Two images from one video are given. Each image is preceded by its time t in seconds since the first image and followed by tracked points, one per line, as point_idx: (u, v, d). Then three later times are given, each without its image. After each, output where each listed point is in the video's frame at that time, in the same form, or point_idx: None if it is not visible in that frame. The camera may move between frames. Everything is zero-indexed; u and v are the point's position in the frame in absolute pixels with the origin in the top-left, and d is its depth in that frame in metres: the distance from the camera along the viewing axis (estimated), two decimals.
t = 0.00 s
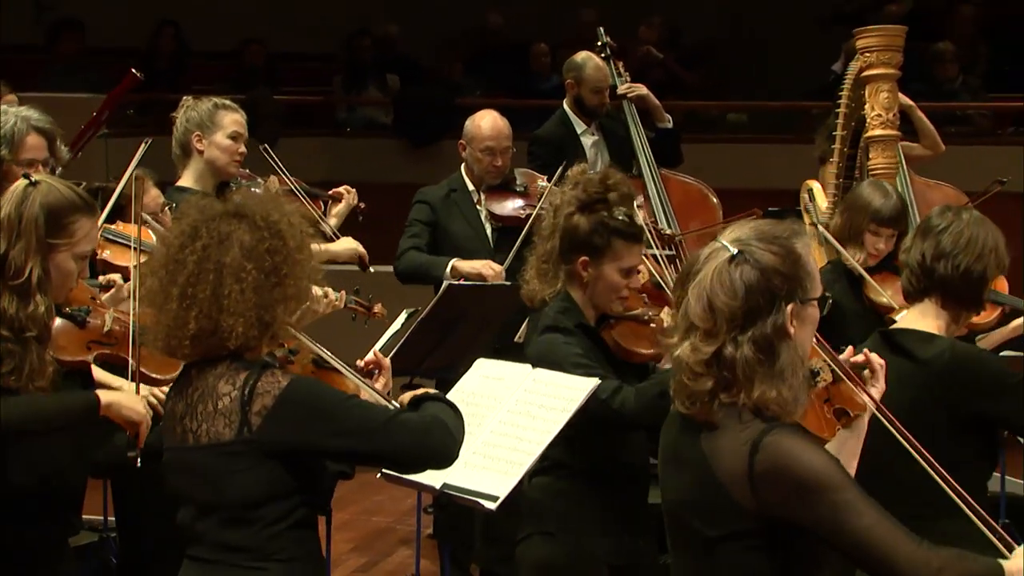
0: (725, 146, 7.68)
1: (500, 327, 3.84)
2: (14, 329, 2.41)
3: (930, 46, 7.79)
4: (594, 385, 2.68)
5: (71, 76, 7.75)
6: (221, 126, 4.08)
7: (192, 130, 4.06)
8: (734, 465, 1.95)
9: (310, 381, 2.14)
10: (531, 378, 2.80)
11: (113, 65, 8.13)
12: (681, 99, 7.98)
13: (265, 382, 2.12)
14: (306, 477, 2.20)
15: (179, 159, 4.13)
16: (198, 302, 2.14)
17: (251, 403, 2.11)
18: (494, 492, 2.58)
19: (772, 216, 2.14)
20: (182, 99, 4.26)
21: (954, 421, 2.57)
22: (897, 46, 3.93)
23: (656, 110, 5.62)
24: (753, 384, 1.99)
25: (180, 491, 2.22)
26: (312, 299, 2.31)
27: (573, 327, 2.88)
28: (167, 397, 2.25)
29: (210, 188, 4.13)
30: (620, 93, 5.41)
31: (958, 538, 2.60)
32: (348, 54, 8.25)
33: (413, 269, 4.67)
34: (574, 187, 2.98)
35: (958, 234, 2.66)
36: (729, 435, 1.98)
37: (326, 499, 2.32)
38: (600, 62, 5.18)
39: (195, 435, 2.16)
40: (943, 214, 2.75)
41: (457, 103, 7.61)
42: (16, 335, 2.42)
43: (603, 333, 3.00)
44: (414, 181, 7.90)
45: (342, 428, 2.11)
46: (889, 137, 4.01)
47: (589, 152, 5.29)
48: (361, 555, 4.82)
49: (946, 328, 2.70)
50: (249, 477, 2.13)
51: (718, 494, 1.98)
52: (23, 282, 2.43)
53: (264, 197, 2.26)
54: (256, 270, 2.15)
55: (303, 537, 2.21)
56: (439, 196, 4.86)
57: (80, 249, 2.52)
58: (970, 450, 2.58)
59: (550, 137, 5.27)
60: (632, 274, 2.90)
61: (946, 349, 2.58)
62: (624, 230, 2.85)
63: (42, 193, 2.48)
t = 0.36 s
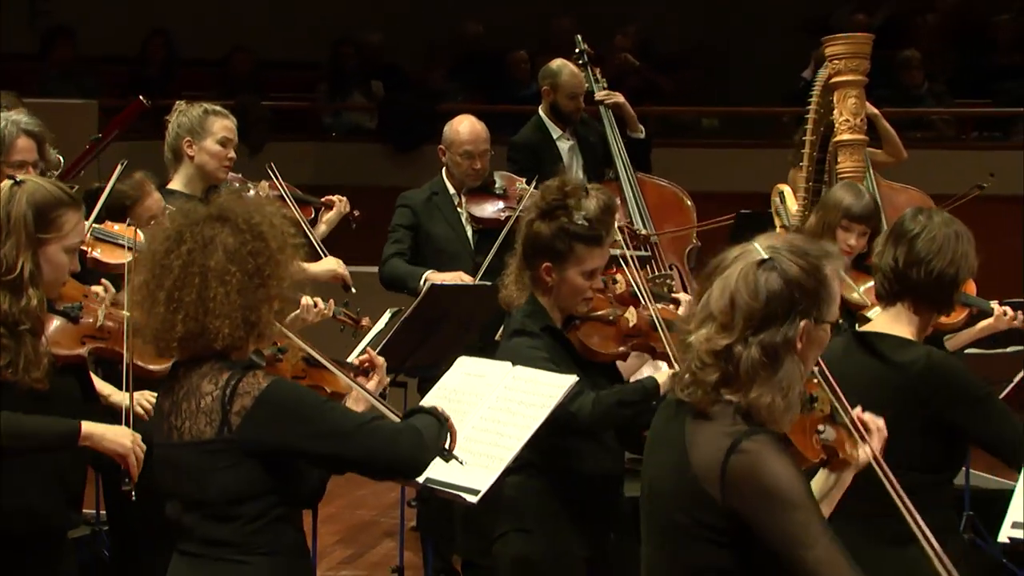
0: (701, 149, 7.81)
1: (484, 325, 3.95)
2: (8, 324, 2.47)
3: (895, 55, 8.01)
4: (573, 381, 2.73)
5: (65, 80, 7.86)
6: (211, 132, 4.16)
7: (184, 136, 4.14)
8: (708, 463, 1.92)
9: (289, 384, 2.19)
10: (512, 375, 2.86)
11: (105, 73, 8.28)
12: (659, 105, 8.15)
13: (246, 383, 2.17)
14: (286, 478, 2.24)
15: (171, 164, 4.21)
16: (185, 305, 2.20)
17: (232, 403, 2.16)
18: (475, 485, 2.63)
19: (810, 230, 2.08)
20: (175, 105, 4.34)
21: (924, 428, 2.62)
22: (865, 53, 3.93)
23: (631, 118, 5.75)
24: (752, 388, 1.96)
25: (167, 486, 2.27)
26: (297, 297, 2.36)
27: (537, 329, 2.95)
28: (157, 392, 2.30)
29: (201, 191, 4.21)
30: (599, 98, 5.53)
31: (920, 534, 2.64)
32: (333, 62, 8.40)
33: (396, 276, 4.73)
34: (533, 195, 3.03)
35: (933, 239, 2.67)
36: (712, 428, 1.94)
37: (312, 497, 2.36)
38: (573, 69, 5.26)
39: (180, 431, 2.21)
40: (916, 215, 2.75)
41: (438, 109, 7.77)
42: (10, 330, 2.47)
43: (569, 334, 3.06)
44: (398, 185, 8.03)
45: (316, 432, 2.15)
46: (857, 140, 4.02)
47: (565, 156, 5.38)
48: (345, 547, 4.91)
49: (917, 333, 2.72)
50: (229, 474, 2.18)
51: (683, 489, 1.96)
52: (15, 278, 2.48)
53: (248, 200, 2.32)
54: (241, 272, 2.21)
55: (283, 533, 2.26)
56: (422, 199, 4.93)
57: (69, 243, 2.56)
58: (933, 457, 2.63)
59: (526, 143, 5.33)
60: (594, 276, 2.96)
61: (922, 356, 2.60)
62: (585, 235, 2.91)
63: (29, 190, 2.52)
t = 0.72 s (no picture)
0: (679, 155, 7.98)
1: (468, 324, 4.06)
2: (4, 323, 2.53)
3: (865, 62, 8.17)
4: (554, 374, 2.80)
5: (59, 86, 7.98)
6: (195, 136, 4.24)
7: (169, 141, 4.21)
8: (685, 455, 1.99)
9: (272, 384, 2.26)
10: (494, 372, 2.92)
11: (99, 79, 8.42)
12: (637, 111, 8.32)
13: (231, 383, 2.23)
14: (267, 477, 2.31)
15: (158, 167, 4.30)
16: (174, 308, 2.25)
17: (216, 402, 2.22)
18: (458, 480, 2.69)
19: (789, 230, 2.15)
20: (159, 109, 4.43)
21: (889, 431, 2.59)
22: (833, 60, 4.04)
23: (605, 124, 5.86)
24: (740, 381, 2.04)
25: (158, 481, 2.34)
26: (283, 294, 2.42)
27: (514, 333, 3.05)
28: (150, 391, 2.36)
29: (188, 194, 4.30)
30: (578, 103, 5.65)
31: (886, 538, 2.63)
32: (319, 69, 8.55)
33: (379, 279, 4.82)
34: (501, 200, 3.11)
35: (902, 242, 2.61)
36: (688, 420, 2.01)
37: (299, 491, 2.44)
38: (543, 73, 5.37)
39: (168, 428, 2.28)
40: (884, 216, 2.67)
41: (420, 114, 7.90)
42: (6, 328, 2.54)
43: (542, 332, 3.15)
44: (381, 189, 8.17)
45: (298, 433, 2.22)
46: (828, 145, 4.08)
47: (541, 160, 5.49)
48: (333, 539, 5.02)
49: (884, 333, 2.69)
50: (214, 470, 2.25)
51: (660, 479, 2.04)
52: (8, 277, 2.53)
53: (233, 202, 2.37)
54: (227, 274, 2.27)
55: (267, 526, 2.33)
56: (405, 202, 5.03)
57: (58, 238, 2.63)
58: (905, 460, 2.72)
59: (503, 146, 5.47)
60: (565, 276, 3.06)
61: (892, 359, 2.58)
62: (553, 239, 3.01)
63: (14, 191, 2.57)
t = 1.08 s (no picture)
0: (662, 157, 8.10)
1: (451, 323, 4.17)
2: None
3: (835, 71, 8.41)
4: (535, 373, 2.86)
5: (55, 91, 8.11)
6: (182, 140, 4.31)
7: (156, 146, 4.30)
8: (642, 448, 2.07)
9: (258, 385, 2.31)
10: (475, 370, 2.99)
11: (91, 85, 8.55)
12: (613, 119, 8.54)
13: (217, 383, 2.28)
14: (252, 474, 2.36)
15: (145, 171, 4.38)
16: (163, 309, 2.31)
17: (203, 400, 2.27)
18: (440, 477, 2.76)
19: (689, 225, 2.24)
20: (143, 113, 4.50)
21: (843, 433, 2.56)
22: (808, 65, 3.77)
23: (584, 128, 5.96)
24: (660, 370, 2.09)
25: (150, 476, 2.39)
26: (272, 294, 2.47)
27: (496, 332, 3.14)
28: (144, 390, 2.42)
29: (175, 196, 4.38)
30: (557, 108, 5.71)
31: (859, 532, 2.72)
32: (306, 77, 8.72)
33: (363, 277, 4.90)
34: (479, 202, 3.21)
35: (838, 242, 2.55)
36: (644, 414, 2.09)
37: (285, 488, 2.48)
38: (519, 76, 5.49)
39: (156, 425, 2.33)
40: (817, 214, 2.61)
41: (405, 121, 8.09)
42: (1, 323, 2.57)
43: (524, 331, 3.24)
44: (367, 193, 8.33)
45: (280, 433, 2.26)
46: (801, 150, 3.84)
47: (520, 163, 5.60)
48: (319, 532, 5.12)
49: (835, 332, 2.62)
50: (200, 466, 2.30)
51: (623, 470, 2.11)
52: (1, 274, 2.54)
53: (223, 204, 2.43)
54: (214, 275, 2.32)
55: (254, 520, 2.37)
56: (389, 204, 5.12)
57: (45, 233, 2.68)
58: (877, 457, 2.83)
59: (484, 150, 5.57)
60: (547, 273, 3.15)
61: (840, 359, 2.53)
62: (532, 237, 3.10)
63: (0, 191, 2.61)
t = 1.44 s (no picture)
0: (629, 164, 8.59)
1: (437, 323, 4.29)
2: None
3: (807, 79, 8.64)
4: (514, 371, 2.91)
5: (50, 99, 8.24)
6: (175, 145, 4.37)
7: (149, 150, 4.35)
8: (624, 433, 2.14)
9: (244, 396, 2.30)
10: (459, 367, 3.05)
11: (83, 93, 8.70)
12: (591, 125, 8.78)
13: (206, 387, 2.29)
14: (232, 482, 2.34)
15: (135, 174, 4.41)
16: (155, 311, 2.36)
17: (189, 401, 2.28)
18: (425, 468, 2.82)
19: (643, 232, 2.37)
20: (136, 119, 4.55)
21: (782, 424, 2.59)
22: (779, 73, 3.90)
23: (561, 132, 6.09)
24: (629, 358, 2.19)
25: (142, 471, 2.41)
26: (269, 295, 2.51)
27: (483, 328, 3.22)
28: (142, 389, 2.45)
29: (164, 200, 4.43)
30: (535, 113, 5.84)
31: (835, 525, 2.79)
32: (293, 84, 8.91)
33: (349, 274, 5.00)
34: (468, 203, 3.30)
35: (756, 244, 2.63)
36: (622, 403, 2.17)
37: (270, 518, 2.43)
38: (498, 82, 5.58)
39: (146, 421, 2.35)
40: (740, 220, 2.70)
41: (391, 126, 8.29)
42: None
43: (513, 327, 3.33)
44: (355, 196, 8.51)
45: (253, 451, 2.25)
46: (774, 153, 3.96)
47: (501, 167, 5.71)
48: (308, 526, 5.24)
49: (768, 331, 2.68)
50: (183, 465, 2.30)
51: (602, 460, 2.17)
52: None
53: (219, 208, 2.47)
54: (205, 277, 2.37)
55: (240, 519, 2.35)
56: (374, 207, 5.22)
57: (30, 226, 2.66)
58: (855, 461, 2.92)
59: (465, 156, 5.72)
60: (535, 269, 3.25)
61: (771, 354, 2.57)
62: (520, 234, 3.20)
63: None
